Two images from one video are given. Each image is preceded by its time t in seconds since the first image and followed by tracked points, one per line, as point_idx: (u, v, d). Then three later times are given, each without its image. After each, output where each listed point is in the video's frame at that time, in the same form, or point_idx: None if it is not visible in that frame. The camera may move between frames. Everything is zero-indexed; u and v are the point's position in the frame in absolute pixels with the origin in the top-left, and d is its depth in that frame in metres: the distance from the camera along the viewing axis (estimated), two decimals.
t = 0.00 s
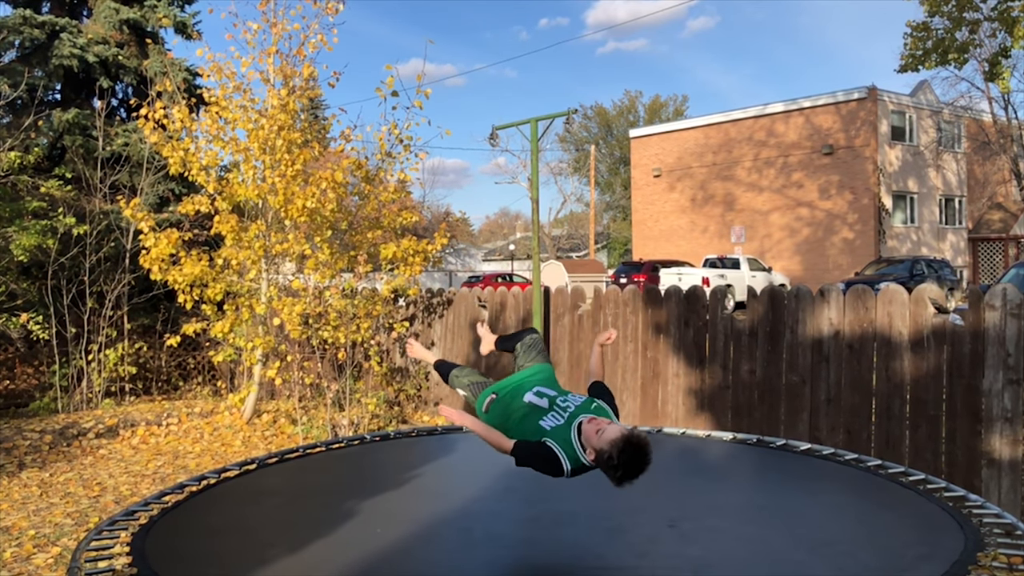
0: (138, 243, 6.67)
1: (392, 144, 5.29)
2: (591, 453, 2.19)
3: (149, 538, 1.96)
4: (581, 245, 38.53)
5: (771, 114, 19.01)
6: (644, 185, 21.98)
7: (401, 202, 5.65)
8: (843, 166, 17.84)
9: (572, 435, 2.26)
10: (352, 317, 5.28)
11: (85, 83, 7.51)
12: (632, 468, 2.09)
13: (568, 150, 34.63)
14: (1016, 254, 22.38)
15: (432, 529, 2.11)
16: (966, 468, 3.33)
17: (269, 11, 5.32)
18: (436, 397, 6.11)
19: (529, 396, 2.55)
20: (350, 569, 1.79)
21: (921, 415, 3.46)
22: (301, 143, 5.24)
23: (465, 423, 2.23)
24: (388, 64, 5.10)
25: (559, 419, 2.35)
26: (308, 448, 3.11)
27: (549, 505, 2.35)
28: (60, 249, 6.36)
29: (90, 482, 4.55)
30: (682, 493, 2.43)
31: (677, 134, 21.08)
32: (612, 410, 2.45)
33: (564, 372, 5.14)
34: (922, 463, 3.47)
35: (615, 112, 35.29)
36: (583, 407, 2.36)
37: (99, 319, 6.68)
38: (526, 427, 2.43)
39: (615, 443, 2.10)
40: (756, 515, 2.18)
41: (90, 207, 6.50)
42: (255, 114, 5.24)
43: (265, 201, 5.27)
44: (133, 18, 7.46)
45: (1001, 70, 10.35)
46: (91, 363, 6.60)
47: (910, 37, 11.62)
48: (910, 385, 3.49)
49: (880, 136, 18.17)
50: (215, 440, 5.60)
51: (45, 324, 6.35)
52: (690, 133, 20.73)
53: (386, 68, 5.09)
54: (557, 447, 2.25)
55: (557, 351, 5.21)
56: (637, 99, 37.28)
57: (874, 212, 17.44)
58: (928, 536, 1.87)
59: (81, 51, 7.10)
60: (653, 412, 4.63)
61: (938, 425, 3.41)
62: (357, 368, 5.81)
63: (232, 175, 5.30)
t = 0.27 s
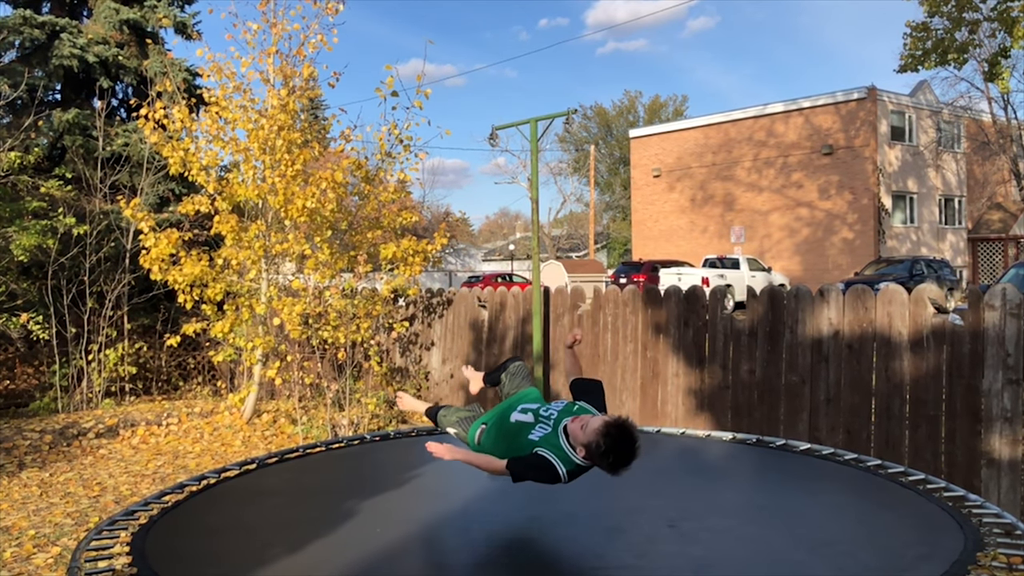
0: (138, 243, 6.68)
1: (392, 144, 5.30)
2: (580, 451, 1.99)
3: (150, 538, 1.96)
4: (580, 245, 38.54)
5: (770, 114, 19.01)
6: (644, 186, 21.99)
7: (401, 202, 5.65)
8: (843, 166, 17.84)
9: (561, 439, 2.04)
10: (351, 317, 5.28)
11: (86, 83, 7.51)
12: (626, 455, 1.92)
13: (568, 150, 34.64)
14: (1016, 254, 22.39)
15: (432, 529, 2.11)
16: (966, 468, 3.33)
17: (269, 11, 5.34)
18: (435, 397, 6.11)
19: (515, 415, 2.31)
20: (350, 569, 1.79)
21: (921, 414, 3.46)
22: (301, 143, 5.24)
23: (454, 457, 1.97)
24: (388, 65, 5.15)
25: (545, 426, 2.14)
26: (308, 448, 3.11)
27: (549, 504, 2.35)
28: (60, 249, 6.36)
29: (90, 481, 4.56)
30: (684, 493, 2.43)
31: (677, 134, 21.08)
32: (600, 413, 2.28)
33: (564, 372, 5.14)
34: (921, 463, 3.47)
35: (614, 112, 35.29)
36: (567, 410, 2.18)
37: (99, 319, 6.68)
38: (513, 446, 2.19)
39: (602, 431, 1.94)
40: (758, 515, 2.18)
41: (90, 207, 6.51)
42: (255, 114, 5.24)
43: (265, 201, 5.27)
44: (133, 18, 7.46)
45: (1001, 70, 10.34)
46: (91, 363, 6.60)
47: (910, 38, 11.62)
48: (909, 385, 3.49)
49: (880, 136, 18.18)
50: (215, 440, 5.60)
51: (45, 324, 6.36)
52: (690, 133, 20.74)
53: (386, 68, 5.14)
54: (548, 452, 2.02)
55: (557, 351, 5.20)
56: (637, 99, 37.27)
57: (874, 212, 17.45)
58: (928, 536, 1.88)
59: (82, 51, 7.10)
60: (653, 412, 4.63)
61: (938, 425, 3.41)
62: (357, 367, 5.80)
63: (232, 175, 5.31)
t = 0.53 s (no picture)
0: (138, 242, 6.68)
1: (393, 144, 5.31)
2: (568, 449, 2.01)
3: (150, 538, 1.96)
4: (580, 245, 38.53)
5: (771, 114, 19.01)
6: (644, 185, 22.00)
7: (401, 202, 5.66)
8: (843, 166, 17.84)
9: (548, 445, 2.06)
10: (352, 316, 5.28)
11: (86, 83, 7.51)
12: (611, 442, 1.94)
13: (568, 150, 34.64)
14: (1016, 254, 22.39)
15: (431, 529, 2.11)
16: (966, 467, 3.33)
17: (269, 11, 5.34)
18: (435, 397, 6.11)
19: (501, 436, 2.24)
20: (350, 568, 1.79)
21: (920, 414, 3.46)
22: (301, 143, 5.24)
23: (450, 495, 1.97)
24: (388, 65, 5.17)
25: (531, 437, 2.11)
26: (308, 448, 3.12)
27: (549, 504, 2.34)
28: (60, 249, 6.36)
29: (90, 481, 4.56)
30: (682, 493, 2.44)
31: (677, 134, 21.08)
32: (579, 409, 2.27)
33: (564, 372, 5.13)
34: (921, 463, 3.48)
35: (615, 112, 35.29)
36: (548, 415, 2.18)
37: (99, 318, 6.68)
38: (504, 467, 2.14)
39: (582, 421, 1.96)
40: (757, 515, 2.18)
41: (90, 207, 6.51)
42: (255, 114, 5.25)
43: (265, 200, 5.27)
44: (134, 17, 7.47)
45: (1001, 70, 10.34)
46: (91, 363, 6.60)
47: (910, 37, 11.63)
48: (909, 384, 3.49)
49: (880, 136, 18.18)
50: (215, 440, 5.61)
51: (45, 324, 6.36)
52: (690, 133, 20.75)
53: (387, 68, 5.17)
54: (540, 461, 2.02)
55: (557, 351, 5.20)
56: (637, 99, 37.27)
57: (874, 212, 17.44)
58: (928, 536, 1.88)
59: (82, 51, 7.10)
60: (653, 412, 4.63)
61: (938, 425, 3.41)
62: (357, 367, 5.80)
63: (232, 174, 5.31)
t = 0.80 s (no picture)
0: (137, 243, 6.67)
1: (392, 144, 5.30)
2: (550, 452, 1.99)
3: (150, 539, 1.95)
4: (580, 245, 38.52)
5: (771, 114, 19.00)
6: (644, 185, 21.99)
7: (401, 202, 5.65)
8: (843, 166, 17.83)
9: (532, 454, 2.01)
10: (351, 317, 5.27)
11: (85, 83, 7.50)
12: (590, 435, 1.98)
13: (568, 150, 34.63)
14: (1016, 254, 22.38)
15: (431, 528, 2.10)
16: (966, 468, 3.33)
17: (269, 11, 5.34)
18: (435, 397, 6.10)
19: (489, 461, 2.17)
20: (349, 569, 1.78)
21: (921, 414, 3.46)
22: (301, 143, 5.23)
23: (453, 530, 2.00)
24: (388, 65, 5.17)
25: (516, 451, 2.07)
26: (308, 448, 3.11)
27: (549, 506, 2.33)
28: (60, 249, 6.36)
29: (90, 482, 4.55)
30: (683, 493, 2.43)
31: (677, 134, 21.08)
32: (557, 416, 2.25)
33: (564, 372, 5.12)
34: (921, 463, 3.47)
35: (615, 112, 35.29)
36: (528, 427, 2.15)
37: (99, 319, 6.68)
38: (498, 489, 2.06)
39: (560, 422, 1.98)
40: (757, 516, 2.17)
41: (90, 207, 6.51)
42: (255, 114, 5.24)
43: (265, 200, 5.27)
44: (133, 18, 7.46)
45: (1001, 70, 10.33)
46: (91, 363, 6.60)
47: (910, 37, 11.62)
48: (910, 384, 3.48)
49: (881, 136, 18.17)
50: (215, 440, 5.60)
51: (44, 324, 6.35)
52: (690, 133, 20.74)
53: (387, 68, 5.17)
54: (528, 471, 1.99)
55: (557, 351, 5.19)
56: (637, 99, 37.26)
57: (874, 212, 17.43)
58: (928, 536, 1.87)
59: (81, 51, 7.10)
60: (653, 412, 4.62)
61: (938, 424, 3.40)
62: (357, 368, 5.79)
63: (232, 174, 5.30)
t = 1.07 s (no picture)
0: (137, 243, 6.67)
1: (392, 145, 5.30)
2: (530, 459, 1.92)
3: (152, 546, 1.93)
4: (580, 245, 38.53)
5: (771, 114, 19.01)
6: (644, 185, 22.00)
7: (400, 202, 5.65)
8: (843, 166, 17.84)
9: (516, 467, 1.94)
10: (351, 317, 5.27)
11: (85, 84, 7.50)
12: (565, 431, 1.93)
13: (568, 150, 34.63)
14: (1016, 254, 22.39)
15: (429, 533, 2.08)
16: (966, 468, 3.33)
17: (269, 11, 5.34)
18: (435, 397, 6.10)
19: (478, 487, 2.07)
20: None
21: (920, 414, 3.46)
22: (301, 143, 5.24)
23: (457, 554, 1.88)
24: (388, 65, 5.17)
25: (499, 469, 1.99)
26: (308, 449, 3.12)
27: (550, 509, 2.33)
28: (60, 250, 6.36)
29: (90, 482, 4.56)
30: (683, 495, 2.43)
31: (677, 134, 21.08)
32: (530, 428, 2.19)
33: (564, 372, 5.12)
34: (921, 463, 3.47)
35: (615, 112, 35.30)
36: (507, 446, 2.09)
37: (99, 319, 6.68)
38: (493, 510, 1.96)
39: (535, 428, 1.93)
40: (757, 517, 2.18)
41: (90, 207, 6.52)
42: (255, 114, 5.24)
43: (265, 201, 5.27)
44: (133, 18, 7.47)
45: (1001, 70, 10.33)
46: (91, 364, 6.60)
47: (910, 38, 11.62)
48: (910, 385, 3.49)
49: (880, 137, 18.18)
50: (215, 440, 5.61)
51: (44, 324, 6.35)
52: (690, 134, 20.75)
53: (387, 69, 5.16)
54: (516, 483, 1.90)
55: (557, 352, 5.19)
56: (637, 99, 37.27)
57: (874, 212, 17.44)
58: (926, 535, 1.87)
59: (81, 51, 7.10)
60: (653, 413, 4.62)
61: (938, 425, 3.41)
62: (357, 368, 5.78)
63: (232, 175, 5.31)
